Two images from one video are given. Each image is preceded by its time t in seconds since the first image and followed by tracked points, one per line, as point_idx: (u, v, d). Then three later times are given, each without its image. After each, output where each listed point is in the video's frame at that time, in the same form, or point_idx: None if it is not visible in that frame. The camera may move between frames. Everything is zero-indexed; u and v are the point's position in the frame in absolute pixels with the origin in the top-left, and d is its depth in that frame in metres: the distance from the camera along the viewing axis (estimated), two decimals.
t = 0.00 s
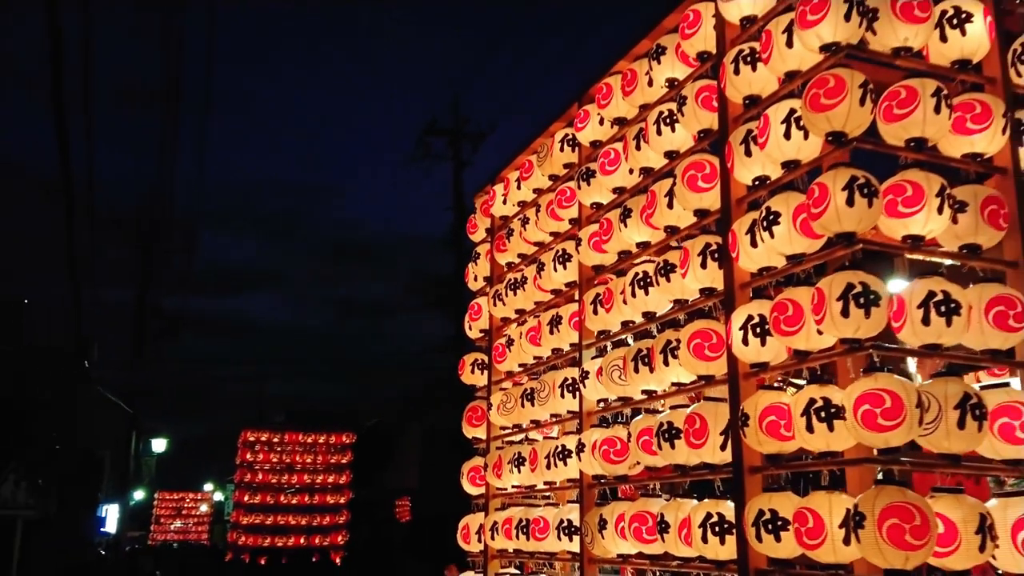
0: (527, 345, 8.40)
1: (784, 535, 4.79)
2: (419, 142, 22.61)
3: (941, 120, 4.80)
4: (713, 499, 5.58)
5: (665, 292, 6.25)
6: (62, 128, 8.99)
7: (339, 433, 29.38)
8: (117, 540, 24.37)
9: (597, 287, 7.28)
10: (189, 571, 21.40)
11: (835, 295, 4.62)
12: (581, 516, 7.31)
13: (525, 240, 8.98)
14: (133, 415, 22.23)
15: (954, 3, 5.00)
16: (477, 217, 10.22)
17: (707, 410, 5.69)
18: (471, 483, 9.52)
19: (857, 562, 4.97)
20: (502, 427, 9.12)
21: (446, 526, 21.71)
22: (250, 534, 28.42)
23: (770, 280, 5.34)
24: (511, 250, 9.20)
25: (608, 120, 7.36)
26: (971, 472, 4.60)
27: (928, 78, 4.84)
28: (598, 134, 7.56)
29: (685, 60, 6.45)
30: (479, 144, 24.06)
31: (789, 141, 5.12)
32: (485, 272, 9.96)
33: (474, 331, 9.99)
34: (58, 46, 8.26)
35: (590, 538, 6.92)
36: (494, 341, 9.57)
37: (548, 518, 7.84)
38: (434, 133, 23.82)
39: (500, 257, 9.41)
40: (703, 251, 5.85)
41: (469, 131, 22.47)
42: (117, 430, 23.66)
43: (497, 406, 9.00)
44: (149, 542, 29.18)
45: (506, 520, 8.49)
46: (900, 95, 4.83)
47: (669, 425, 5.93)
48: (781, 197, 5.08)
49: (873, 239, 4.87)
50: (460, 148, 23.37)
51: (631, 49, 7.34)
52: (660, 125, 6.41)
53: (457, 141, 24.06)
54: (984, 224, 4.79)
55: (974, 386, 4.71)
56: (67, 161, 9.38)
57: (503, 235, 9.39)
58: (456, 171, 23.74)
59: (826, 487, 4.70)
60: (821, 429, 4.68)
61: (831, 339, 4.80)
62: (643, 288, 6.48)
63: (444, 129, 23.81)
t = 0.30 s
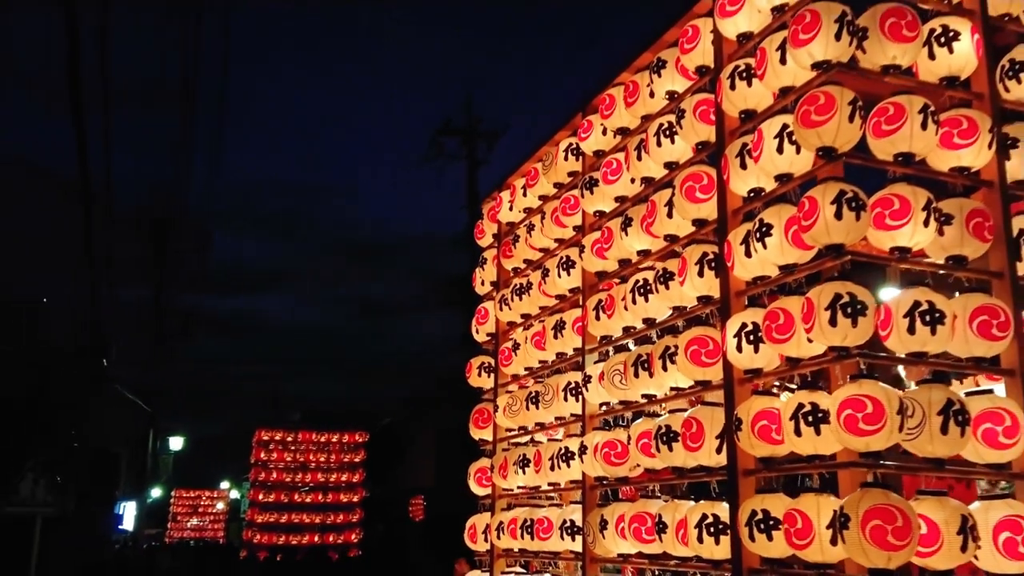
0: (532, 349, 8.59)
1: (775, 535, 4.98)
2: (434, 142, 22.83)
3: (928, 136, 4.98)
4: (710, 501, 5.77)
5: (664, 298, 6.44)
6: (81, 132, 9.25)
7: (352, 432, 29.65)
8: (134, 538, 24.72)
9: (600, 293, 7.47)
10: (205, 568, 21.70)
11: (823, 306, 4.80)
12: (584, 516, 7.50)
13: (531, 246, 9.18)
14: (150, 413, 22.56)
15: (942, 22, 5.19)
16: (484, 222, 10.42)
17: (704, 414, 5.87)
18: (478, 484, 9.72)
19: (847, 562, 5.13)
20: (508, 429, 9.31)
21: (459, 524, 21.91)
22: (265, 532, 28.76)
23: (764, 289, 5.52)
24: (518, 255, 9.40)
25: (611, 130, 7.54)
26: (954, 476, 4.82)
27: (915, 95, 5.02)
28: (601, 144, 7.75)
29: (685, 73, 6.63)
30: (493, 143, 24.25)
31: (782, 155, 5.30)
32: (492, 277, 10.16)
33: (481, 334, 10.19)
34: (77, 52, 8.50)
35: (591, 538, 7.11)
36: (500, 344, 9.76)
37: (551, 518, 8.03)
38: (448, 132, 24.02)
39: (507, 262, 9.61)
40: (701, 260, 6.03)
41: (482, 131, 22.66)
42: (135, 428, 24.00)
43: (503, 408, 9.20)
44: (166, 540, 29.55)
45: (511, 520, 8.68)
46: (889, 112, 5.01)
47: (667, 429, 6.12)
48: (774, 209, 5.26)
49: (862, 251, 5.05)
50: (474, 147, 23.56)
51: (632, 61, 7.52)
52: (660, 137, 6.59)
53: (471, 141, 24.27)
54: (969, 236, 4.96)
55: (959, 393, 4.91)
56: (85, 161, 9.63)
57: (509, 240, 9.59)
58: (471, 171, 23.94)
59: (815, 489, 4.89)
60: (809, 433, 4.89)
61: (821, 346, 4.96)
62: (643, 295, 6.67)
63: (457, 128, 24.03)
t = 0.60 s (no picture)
0: (533, 354, 8.80)
1: (761, 535, 5.17)
2: (444, 143, 23.05)
3: (910, 153, 5.17)
4: (702, 504, 5.98)
5: (659, 307, 6.64)
6: (96, 138, 9.56)
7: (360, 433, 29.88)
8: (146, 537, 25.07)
9: (598, 301, 7.67)
10: (216, 567, 22.03)
11: (808, 317, 5.00)
12: (582, 519, 7.70)
13: (532, 253, 9.38)
14: (162, 413, 22.89)
15: (925, 42, 5.38)
16: (486, 230, 10.63)
17: (696, 421, 6.07)
18: (480, 486, 9.93)
19: (831, 564, 5.31)
20: (509, 432, 9.51)
21: (467, 524, 22.09)
22: (275, 532, 29.06)
23: (753, 299, 5.72)
24: (519, 263, 9.61)
25: (609, 143, 7.74)
26: (934, 481, 4.97)
27: (898, 113, 5.21)
28: (599, 155, 7.95)
29: (679, 89, 6.82)
30: (504, 143, 24.46)
31: (770, 170, 5.50)
32: (494, 283, 10.37)
33: (483, 340, 10.40)
34: (93, 62, 8.82)
35: (589, 540, 7.30)
36: (502, 350, 9.97)
37: (551, 520, 8.23)
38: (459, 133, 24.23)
39: (509, 269, 9.82)
40: (693, 270, 6.24)
41: (491, 133, 22.89)
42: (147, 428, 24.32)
43: (505, 412, 9.40)
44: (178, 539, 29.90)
45: (512, 522, 8.88)
46: (872, 130, 5.20)
47: (661, 434, 6.32)
48: (762, 223, 5.46)
49: (846, 263, 5.24)
50: (485, 147, 23.74)
51: (630, 75, 7.72)
52: (656, 150, 6.79)
53: (481, 141, 24.49)
54: (949, 250, 5.14)
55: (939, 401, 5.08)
56: (100, 166, 9.92)
57: (511, 248, 9.80)
58: (481, 171, 24.15)
59: (800, 492, 5.09)
60: (795, 439, 5.07)
61: (807, 356, 5.15)
62: (638, 304, 6.86)
63: (468, 128, 24.25)
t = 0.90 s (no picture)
0: (534, 360, 9.01)
1: (749, 539, 5.37)
2: (454, 145, 23.25)
3: (892, 170, 5.36)
4: (694, 507, 6.18)
5: (654, 316, 6.84)
6: (109, 141, 9.79)
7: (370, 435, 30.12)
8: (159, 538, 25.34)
9: (596, 309, 7.87)
10: (227, 567, 22.26)
11: (793, 327, 5.20)
12: (581, 521, 7.90)
13: (533, 261, 9.59)
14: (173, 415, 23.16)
15: (908, 62, 5.56)
16: (489, 238, 10.84)
17: (688, 427, 6.27)
18: (483, 489, 10.14)
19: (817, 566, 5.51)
20: (511, 437, 9.72)
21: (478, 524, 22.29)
22: (287, 533, 29.34)
23: (743, 310, 5.92)
24: (521, 270, 9.81)
25: (607, 155, 7.94)
26: (914, 486, 5.16)
27: (881, 131, 5.41)
28: (598, 167, 8.15)
29: (674, 104, 7.02)
30: (513, 144, 24.67)
31: (758, 186, 5.70)
32: (496, 290, 10.58)
33: (486, 345, 10.61)
34: (106, 66, 9.08)
35: (587, 542, 7.50)
36: (505, 355, 10.18)
37: (551, 522, 8.43)
38: (470, 134, 24.42)
39: (511, 277, 10.03)
40: (686, 281, 6.45)
41: (501, 136, 23.03)
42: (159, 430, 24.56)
43: (507, 417, 9.61)
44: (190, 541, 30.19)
45: (513, 524, 9.08)
46: (856, 147, 5.40)
47: (655, 440, 6.52)
48: (751, 236, 5.66)
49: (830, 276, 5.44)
50: (494, 149, 23.93)
51: (628, 89, 7.93)
52: (651, 164, 7.00)
53: (491, 143, 24.70)
54: (930, 263, 5.33)
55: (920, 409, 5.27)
56: (113, 172, 10.18)
57: (513, 256, 10.01)
58: (491, 172, 24.35)
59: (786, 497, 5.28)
60: (781, 446, 5.25)
61: (792, 365, 5.33)
62: (634, 312, 7.06)
63: (478, 129, 24.45)
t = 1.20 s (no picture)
0: (541, 368, 9.21)
1: (746, 545, 5.54)
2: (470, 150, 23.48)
3: (883, 187, 5.54)
4: (694, 513, 6.37)
5: (655, 326, 7.03)
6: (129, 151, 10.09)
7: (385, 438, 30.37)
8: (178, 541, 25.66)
9: (600, 319, 8.07)
10: (245, 570, 22.51)
11: (787, 339, 5.38)
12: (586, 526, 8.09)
13: (540, 271, 9.80)
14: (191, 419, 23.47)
15: (898, 81, 5.75)
16: (498, 248, 11.05)
17: (689, 435, 6.45)
18: (492, 494, 10.35)
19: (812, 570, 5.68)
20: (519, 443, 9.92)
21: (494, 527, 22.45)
22: (304, 537, 29.62)
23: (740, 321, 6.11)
24: (528, 280, 10.02)
25: (611, 168, 8.14)
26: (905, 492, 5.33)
27: (872, 149, 5.59)
28: (602, 180, 8.35)
29: (674, 120, 7.22)
30: (528, 148, 24.91)
31: (754, 202, 5.89)
32: (504, 299, 10.80)
33: (495, 353, 10.82)
34: (126, 78, 9.37)
35: (592, 546, 7.69)
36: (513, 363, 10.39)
37: (558, 527, 8.62)
38: (485, 138, 24.67)
39: (519, 286, 10.25)
40: (686, 293, 6.65)
41: (516, 139, 23.19)
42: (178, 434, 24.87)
43: (515, 424, 9.82)
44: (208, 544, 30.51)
45: (521, 529, 9.28)
46: (847, 164, 5.58)
47: (658, 447, 6.72)
48: (747, 250, 5.85)
49: (823, 289, 5.61)
50: (509, 153, 24.17)
51: (631, 104, 8.13)
52: (652, 178, 7.20)
53: (505, 146, 24.95)
54: (920, 276, 5.50)
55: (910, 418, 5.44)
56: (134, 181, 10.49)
57: (521, 265, 10.22)
58: (506, 176, 24.58)
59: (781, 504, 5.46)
60: (776, 454, 5.42)
61: (786, 376, 5.51)
62: (636, 322, 7.25)
63: (493, 133, 24.69)
